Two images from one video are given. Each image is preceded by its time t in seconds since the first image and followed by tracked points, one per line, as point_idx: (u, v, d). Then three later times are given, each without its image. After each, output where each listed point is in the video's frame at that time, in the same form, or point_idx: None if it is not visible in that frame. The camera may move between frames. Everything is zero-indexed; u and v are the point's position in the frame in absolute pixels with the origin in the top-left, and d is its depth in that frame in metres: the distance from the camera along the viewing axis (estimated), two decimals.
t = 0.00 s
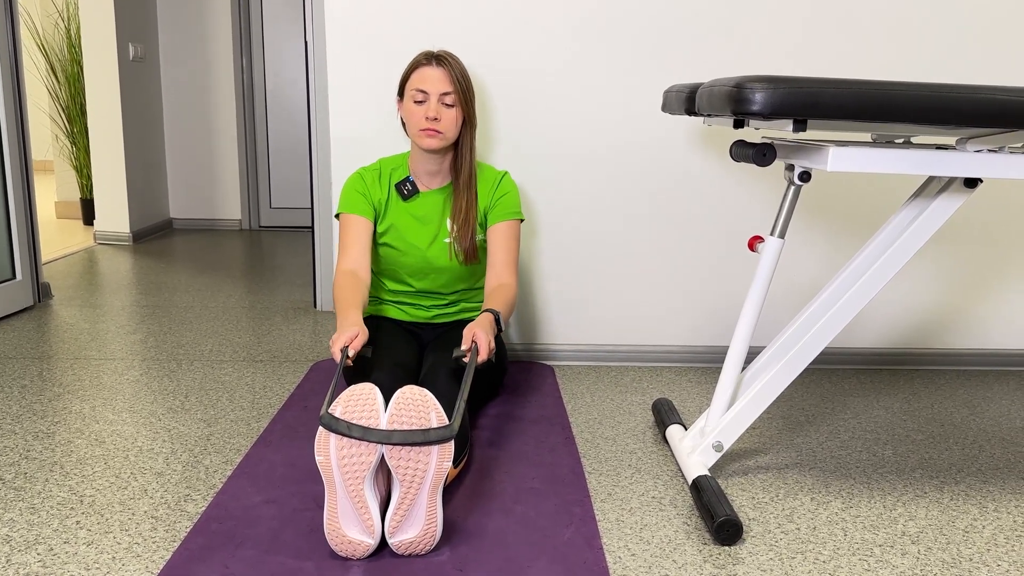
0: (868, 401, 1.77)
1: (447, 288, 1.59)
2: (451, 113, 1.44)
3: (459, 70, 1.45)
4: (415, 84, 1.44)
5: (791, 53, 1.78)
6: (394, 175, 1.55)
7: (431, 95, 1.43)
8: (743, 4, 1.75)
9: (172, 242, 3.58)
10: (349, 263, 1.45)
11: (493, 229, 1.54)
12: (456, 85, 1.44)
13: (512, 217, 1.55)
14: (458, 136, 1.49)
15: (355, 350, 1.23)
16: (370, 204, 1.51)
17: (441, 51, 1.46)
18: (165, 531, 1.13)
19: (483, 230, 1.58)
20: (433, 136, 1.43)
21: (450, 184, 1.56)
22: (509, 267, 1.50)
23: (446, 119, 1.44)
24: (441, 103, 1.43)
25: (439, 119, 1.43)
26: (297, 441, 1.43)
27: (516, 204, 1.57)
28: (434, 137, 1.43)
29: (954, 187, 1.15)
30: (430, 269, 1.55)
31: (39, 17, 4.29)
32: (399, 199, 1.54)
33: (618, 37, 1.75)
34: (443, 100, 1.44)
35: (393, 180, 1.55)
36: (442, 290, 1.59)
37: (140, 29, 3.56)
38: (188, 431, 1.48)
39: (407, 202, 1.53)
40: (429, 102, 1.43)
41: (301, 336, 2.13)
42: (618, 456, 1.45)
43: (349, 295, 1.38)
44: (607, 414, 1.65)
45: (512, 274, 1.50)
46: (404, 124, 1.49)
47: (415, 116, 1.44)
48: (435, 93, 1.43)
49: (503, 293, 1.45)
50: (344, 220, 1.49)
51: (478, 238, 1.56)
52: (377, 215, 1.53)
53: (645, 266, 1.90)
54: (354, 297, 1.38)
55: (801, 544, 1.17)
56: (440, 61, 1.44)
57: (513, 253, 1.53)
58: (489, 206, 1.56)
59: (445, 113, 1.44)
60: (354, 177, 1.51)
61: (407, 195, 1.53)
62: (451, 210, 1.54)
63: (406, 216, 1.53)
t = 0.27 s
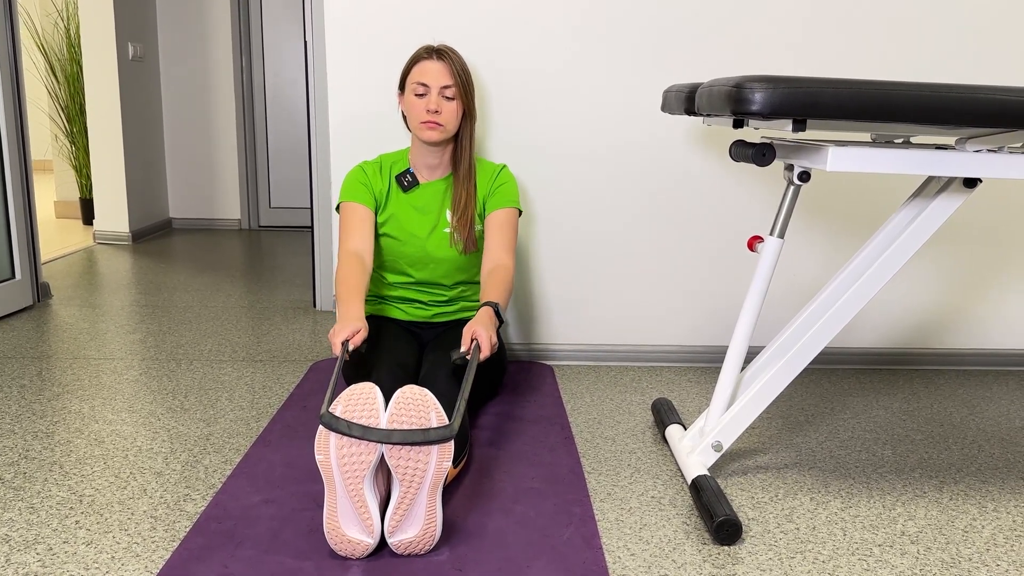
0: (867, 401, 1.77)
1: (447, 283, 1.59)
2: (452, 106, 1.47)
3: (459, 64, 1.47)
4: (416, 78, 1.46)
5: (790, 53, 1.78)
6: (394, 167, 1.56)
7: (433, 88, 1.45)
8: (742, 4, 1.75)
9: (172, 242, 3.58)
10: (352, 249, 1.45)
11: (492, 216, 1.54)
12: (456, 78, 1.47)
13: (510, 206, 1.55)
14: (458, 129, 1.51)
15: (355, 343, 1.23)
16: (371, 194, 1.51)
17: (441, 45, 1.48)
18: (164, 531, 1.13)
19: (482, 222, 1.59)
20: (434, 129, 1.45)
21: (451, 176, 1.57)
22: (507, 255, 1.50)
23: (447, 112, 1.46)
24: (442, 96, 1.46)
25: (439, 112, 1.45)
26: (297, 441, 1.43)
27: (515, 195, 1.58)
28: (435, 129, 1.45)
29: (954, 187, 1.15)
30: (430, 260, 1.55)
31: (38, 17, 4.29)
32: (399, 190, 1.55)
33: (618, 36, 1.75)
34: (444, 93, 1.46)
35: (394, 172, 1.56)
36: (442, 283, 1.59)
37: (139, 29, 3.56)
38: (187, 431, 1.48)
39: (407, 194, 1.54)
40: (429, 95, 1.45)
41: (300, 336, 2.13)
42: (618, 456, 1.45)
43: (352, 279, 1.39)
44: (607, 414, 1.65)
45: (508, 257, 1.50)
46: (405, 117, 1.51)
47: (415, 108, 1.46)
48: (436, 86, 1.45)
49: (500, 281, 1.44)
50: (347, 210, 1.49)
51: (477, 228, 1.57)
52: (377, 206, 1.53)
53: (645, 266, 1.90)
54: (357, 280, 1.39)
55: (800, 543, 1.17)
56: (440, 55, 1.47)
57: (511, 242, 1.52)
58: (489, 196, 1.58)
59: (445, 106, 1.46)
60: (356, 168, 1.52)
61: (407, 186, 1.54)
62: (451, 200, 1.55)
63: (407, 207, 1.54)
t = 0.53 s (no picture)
0: (867, 401, 1.77)
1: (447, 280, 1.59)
2: (451, 103, 1.47)
3: (458, 61, 1.48)
4: (415, 75, 1.47)
5: (790, 53, 1.78)
6: (394, 162, 1.56)
7: (432, 85, 1.46)
8: (742, 4, 1.75)
9: (171, 241, 3.57)
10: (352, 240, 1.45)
11: (488, 208, 1.54)
12: (456, 76, 1.47)
13: (507, 198, 1.55)
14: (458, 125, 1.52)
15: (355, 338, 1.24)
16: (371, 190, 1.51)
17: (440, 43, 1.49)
18: (164, 530, 1.13)
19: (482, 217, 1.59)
20: (434, 126, 1.46)
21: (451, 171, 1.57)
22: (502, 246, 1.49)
23: (446, 109, 1.47)
24: (441, 93, 1.46)
25: (439, 109, 1.46)
26: (296, 440, 1.43)
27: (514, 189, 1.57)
28: (435, 126, 1.46)
29: (954, 187, 1.15)
30: (430, 256, 1.55)
31: (37, 16, 4.28)
32: (399, 186, 1.55)
33: (618, 36, 1.75)
34: (443, 90, 1.47)
35: (393, 168, 1.56)
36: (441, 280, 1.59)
37: (139, 28, 3.56)
38: (187, 431, 1.48)
39: (407, 189, 1.54)
40: (429, 93, 1.46)
41: (300, 336, 2.13)
42: (617, 456, 1.45)
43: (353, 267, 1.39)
44: (606, 414, 1.65)
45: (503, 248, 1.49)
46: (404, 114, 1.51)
47: (415, 106, 1.46)
48: (435, 84, 1.46)
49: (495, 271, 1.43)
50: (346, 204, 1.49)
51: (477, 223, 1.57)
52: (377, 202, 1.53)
53: (645, 266, 1.90)
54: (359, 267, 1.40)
55: (800, 543, 1.17)
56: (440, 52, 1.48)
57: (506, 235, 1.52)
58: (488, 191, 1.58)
59: (445, 102, 1.46)
60: (357, 164, 1.53)
61: (407, 182, 1.54)
62: (451, 196, 1.55)
63: (407, 203, 1.54)
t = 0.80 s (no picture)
0: (867, 400, 1.77)
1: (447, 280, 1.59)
2: (451, 103, 1.48)
3: (458, 61, 1.48)
4: (415, 75, 1.47)
5: (789, 52, 1.77)
6: (394, 163, 1.57)
7: (432, 85, 1.46)
8: (742, 4, 1.75)
9: (171, 241, 3.57)
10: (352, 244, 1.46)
11: (490, 211, 1.54)
12: (456, 76, 1.47)
13: (509, 200, 1.55)
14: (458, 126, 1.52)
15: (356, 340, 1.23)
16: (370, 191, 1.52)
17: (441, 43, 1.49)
18: (164, 530, 1.13)
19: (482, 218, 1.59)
20: (434, 126, 1.46)
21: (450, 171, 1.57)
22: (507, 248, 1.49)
23: (446, 109, 1.47)
24: (441, 93, 1.47)
25: (439, 109, 1.46)
26: (296, 440, 1.43)
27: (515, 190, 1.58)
28: (435, 126, 1.46)
29: (955, 186, 1.15)
30: (430, 255, 1.55)
31: (37, 16, 4.28)
32: (399, 186, 1.55)
33: (618, 35, 1.75)
34: (443, 90, 1.47)
35: (393, 168, 1.56)
36: (442, 280, 1.59)
37: (139, 28, 3.55)
38: (187, 430, 1.48)
39: (407, 189, 1.55)
40: (429, 92, 1.46)
41: (300, 335, 2.13)
42: (617, 455, 1.45)
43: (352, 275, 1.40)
44: (606, 413, 1.65)
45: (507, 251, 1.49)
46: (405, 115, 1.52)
47: (415, 106, 1.46)
48: (435, 83, 1.46)
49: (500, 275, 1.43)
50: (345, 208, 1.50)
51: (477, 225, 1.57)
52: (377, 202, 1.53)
53: (645, 266, 1.90)
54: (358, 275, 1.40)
55: (800, 542, 1.17)
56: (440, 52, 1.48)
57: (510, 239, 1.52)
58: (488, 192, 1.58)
59: (445, 102, 1.47)
60: (356, 164, 1.53)
61: (407, 181, 1.54)
62: (451, 196, 1.55)
63: (406, 202, 1.54)
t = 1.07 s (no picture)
0: (868, 400, 1.77)
1: (448, 280, 1.59)
2: (451, 105, 1.46)
3: (458, 62, 1.47)
4: (415, 77, 1.46)
5: (789, 52, 1.77)
6: (394, 166, 1.57)
7: (432, 87, 1.45)
8: (742, 3, 1.74)
9: (172, 240, 3.57)
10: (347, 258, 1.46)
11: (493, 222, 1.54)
12: (456, 77, 1.46)
13: (513, 208, 1.55)
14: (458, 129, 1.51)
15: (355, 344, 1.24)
16: (369, 196, 1.52)
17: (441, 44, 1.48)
18: (164, 529, 1.13)
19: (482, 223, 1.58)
20: (434, 128, 1.45)
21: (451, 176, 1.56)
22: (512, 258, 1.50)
23: (446, 111, 1.45)
24: (441, 95, 1.45)
25: (439, 111, 1.45)
26: (296, 439, 1.43)
27: (516, 195, 1.57)
28: (435, 129, 1.45)
29: (955, 186, 1.15)
30: (430, 259, 1.55)
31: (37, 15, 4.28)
32: (398, 190, 1.54)
33: (618, 34, 1.75)
34: (444, 92, 1.46)
35: (393, 171, 1.56)
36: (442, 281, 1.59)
37: (139, 27, 3.55)
38: (188, 430, 1.48)
39: (406, 193, 1.54)
40: (429, 94, 1.45)
41: (300, 334, 2.13)
42: (617, 455, 1.45)
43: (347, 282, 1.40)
44: (607, 413, 1.65)
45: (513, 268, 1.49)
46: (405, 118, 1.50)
47: (416, 108, 1.45)
48: (435, 85, 1.45)
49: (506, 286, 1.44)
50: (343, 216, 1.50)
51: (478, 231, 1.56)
52: (376, 206, 1.53)
53: (645, 265, 1.90)
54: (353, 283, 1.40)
55: (801, 542, 1.17)
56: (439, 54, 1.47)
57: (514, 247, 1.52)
58: (489, 197, 1.57)
59: (445, 104, 1.45)
60: (354, 170, 1.53)
61: (407, 186, 1.53)
62: (451, 201, 1.55)
63: (406, 207, 1.54)
